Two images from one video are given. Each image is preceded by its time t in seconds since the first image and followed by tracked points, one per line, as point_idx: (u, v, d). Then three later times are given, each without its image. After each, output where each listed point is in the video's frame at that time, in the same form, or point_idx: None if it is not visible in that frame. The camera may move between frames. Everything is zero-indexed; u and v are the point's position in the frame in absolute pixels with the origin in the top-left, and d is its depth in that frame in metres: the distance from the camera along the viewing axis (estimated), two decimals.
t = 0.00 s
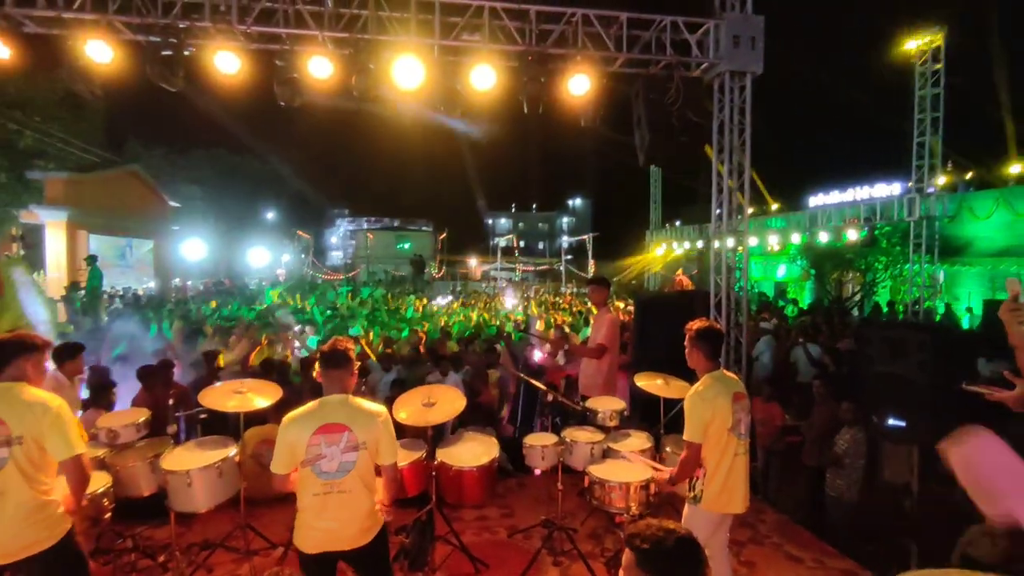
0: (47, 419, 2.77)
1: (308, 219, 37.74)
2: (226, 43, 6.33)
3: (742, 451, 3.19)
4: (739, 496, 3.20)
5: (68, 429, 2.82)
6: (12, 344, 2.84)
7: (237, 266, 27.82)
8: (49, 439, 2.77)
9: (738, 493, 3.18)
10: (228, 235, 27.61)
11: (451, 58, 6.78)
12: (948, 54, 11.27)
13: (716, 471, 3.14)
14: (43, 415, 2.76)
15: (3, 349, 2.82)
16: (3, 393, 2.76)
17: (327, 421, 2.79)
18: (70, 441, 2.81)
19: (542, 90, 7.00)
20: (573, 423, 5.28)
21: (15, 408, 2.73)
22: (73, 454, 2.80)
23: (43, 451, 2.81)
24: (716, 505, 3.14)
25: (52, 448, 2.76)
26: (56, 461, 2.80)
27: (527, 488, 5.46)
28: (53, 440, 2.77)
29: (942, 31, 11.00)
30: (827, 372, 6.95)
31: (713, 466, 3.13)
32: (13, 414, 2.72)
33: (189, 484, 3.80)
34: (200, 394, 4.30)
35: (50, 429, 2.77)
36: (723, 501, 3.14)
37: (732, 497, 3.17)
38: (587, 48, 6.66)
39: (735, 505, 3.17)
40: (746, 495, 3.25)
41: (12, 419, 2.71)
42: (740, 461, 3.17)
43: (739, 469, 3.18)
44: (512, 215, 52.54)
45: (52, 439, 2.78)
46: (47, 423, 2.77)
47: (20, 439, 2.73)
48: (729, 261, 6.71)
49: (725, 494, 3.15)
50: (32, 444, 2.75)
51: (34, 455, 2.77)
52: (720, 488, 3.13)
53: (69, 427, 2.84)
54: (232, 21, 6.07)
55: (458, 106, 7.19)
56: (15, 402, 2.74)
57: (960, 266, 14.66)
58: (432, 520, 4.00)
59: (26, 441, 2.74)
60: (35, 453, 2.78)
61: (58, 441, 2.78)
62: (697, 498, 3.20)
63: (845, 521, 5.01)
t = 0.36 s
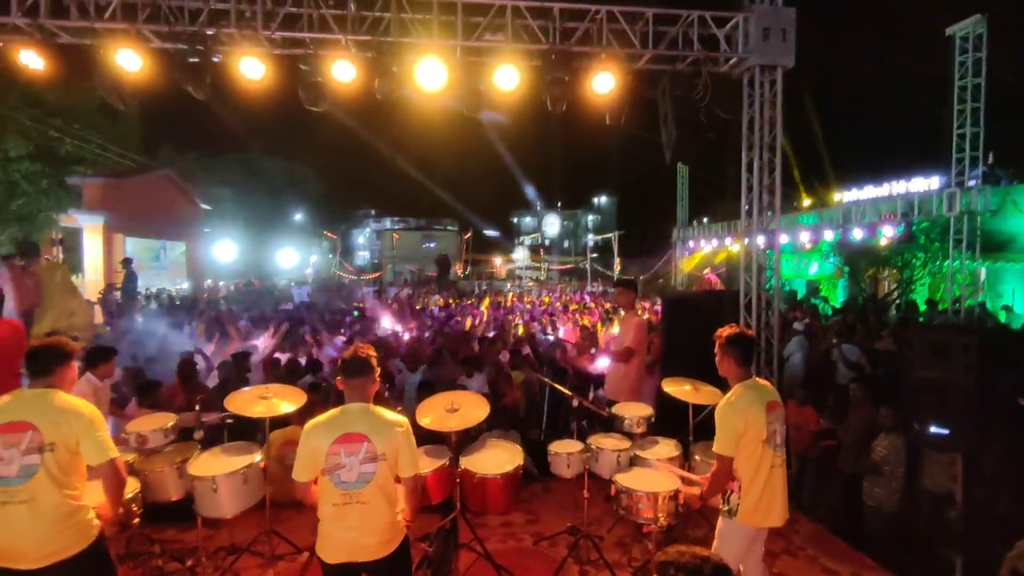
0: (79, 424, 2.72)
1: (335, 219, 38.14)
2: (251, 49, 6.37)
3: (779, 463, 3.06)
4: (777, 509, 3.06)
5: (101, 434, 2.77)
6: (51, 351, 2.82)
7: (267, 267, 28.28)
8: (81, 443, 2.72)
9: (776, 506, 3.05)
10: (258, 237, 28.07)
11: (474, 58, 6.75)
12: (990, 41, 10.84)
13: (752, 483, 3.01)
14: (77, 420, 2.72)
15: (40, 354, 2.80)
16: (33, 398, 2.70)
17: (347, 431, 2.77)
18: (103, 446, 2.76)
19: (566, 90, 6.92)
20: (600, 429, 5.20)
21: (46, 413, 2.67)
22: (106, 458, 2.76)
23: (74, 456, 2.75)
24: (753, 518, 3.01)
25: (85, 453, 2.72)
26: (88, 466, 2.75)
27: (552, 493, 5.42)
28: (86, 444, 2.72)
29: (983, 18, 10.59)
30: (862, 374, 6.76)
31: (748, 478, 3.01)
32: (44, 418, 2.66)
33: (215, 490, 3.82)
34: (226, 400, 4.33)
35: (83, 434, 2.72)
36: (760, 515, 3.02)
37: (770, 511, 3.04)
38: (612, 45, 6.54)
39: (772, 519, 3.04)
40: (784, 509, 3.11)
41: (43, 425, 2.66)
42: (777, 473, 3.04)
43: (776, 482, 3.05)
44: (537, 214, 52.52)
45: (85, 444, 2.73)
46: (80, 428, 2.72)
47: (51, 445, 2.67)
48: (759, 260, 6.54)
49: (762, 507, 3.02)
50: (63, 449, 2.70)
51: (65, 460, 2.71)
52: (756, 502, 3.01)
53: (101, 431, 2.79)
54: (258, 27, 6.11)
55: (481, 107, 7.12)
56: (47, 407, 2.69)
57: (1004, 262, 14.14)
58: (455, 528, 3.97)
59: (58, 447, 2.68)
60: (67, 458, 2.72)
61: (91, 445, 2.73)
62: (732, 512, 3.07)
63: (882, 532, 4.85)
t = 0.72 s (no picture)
0: (122, 428, 2.65)
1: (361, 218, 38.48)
2: (274, 56, 6.41)
3: (808, 474, 2.97)
4: (807, 522, 2.98)
5: (144, 436, 2.70)
6: (89, 358, 2.71)
7: (295, 267, 28.69)
8: (123, 448, 2.64)
9: (807, 518, 2.96)
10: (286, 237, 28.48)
11: (493, 59, 6.70)
12: None
13: (782, 496, 2.92)
14: (118, 425, 2.64)
15: (77, 366, 2.67)
16: (78, 402, 2.64)
17: (365, 441, 2.72)
18: (146, 448, 2.68)
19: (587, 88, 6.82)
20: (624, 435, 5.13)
21: (90, 417, 2.61)
22: (150, 459, 2.68)
23: (116, 460, 2.68)
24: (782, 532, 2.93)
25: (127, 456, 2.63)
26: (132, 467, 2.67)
27: (578, 498, 5.37)
28: (127, 448, 2.64)
29: None
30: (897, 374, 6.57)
31: (779, 491, 2.91)
32: (89, 422, 2.60)
33: (241, 499, 3.86)
34: (252, 407, 4.37)
35: (125, 438, 2.65)
36: (790, 528, 2.93)
37: (800, 523, 2.95)
38: (633, 41, 6.42)
39: (803, 532, 2.95)
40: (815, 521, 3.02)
41: (89, 428, 2.60)
42: (807, 485, 2.95)
43: (806, 493, 2.96)
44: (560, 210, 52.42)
45: (127, 448, 2.66)
46: (123, 433, 2.65)
47: (96, 448, 2.60)
48: (789, 257, 6.38)
49: (792, 519, 2.93)
50: (106, 454, 2.63)
51: (110, 465, 2.65)
52: (786, 515, 2.92)
53: (143, 434, 2.71)
54: (279, 35, 6.15)
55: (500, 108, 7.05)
56: (88, 411, 2.62)
57: None
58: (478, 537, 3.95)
59: (102, 451, 2.62)
60: (110, 463, 2.65)
61: (132, 449, 2.65)
62: (762, 525, 2.98)
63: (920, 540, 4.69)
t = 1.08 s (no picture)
0: (132, 442, 2.72)
1: (376, 219, 38.74)
2: (288, 66, 6.48)
3: (824, 484, 2.92)
4: (822, 532, 2.94)
5: (150, 454, 2.75)
6: (103, 372, 2.76)
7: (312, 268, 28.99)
8: (131, 462, 2.71)
9: (821, 529, 2.92)
10: (303, 238, 28.80)
11: (505, 62, 6.68)
12: None
13: (795, 506, 2.88)
14: (128, 438, 2.71)
15: (97, 376, 2.74)
16: (92, 415, 2.71)
17: (385, 441, 2.77)
18: (151, 466, 2.74)
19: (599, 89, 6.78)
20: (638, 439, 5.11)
21: (102, 430, 2.68)
22: (153, 479, 2.73)
23: (125, 474, 2.73)
24: (796, 541, 2.90)
25: (134, 471, 2.70)
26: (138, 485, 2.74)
27: (593, 503, 5.37)
28: (136, 462, 2.71)
29: None
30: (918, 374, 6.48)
31: (791, 500, 2.88)
32: (101, 434, 2.67)
33: (259, 507, 3.91)
34: (268, 415, 4.40)
35: (134, 452, 2.71)
36: (804, 538, 2.90)
37: (814, 533, 2.92)
38: (645, 41, 6.38)
39: (818, 542, 2.92)
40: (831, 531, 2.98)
41: (101, 440, 2.66)
42: (822, 495, 2.91)
43: (821, 503, 2.92)
44: (575, 207, 52.35)
45: (134, 464, 2.72)
46: (132, 446, 2.71)
47: (107, 461, 2.66)
48: (806, 257, 6.29)
49: (806, 529, 2.90)
50: (115, 466, 2.68)
51: (119, 477, 2.70)
52: (800, 524, 2.89)
53: (152, 452, 2.77)
54: (292, 43, 6.21)
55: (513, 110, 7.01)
56: (101, 423, 2.69)
57: None
58: (493, 544, 3.96)
59: (112, 463, 2.67)
60: (119, 476, 2.71)
61: (140, 464, 2.72)
62: (775, 535, 2.95)
63: (942, 545, 4.63)
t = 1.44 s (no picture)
0: (138, 447, 2.75)
1: (390, 217, 38.95)
2: (301, 69, 6.54)
3: (831, 493, 2.90)
4: (829, 541, 2.91)
5: (158, 459, 2.79)
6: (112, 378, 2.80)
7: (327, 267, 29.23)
8: (138, 467, 2.74)
9: (828, 537, 2.89)
10: (317, 237, 29.06)
11: (517, 64, 6.68)
12: None
13: (801, 513, 2.87)
14: (134, 445, 2.74)
15: (102, 383, 2.77)
16: (100, 421, 2.76)
17: (398, 446, 2.76)
18: (158, 471, 2.78)
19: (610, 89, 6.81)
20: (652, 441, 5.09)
21: (109, 437, 2.71)
22: (161, 484, 2.77)
23: (133, 479, 2.78)
24: (802, 548, 2.88)
25: (142, 477, 2.74)
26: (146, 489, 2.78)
27: (605, 504, 5.39)
28: (143, 468, 2.75)
29: None
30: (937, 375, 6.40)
31: (797, 507, 2.87)
32: (109, 441, 2.70)
33: (275, 509, 3.97)
34: (283, 418, 4.45)
35: (141, 458, 2.75)
36: (809, 546, 2.88)
37: (820, 542, 2.89)
38: (657, 40, 6.35)
39: (824, 551, 2.89)
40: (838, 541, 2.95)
41: (107, 447, 2.70)
42: (829, 504, 2.88)
43: (828, 511, 2.89)
44: (588, 204, 52.21)
45: (142, 469, 2.76)
46: (138, 452, 2.75)
47: (114, 467, 2.71)
48: (822, 256, 6.23)
49: (812, 537, 2.87)
50: (123, 473, 2.73)
51: (127, 483, 2.75)
52: (805, 532, 2.87)
53: (159, 456, 2.80)
54: (306, 47, 6.28)
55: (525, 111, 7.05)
56: (108, 430, 2.73)
57: None
58: (507, 546, 3.99)
59: (120, 470, 2.72)
60: (127, 481, 2.76)
61: (147, 469, 2.75)
62: (780, 541, 2.94)
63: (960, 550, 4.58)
